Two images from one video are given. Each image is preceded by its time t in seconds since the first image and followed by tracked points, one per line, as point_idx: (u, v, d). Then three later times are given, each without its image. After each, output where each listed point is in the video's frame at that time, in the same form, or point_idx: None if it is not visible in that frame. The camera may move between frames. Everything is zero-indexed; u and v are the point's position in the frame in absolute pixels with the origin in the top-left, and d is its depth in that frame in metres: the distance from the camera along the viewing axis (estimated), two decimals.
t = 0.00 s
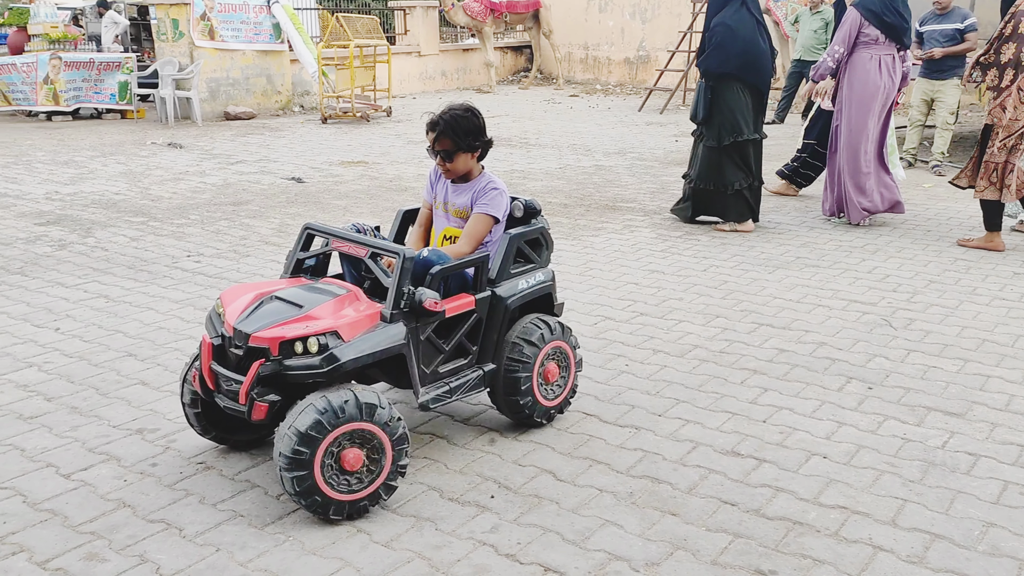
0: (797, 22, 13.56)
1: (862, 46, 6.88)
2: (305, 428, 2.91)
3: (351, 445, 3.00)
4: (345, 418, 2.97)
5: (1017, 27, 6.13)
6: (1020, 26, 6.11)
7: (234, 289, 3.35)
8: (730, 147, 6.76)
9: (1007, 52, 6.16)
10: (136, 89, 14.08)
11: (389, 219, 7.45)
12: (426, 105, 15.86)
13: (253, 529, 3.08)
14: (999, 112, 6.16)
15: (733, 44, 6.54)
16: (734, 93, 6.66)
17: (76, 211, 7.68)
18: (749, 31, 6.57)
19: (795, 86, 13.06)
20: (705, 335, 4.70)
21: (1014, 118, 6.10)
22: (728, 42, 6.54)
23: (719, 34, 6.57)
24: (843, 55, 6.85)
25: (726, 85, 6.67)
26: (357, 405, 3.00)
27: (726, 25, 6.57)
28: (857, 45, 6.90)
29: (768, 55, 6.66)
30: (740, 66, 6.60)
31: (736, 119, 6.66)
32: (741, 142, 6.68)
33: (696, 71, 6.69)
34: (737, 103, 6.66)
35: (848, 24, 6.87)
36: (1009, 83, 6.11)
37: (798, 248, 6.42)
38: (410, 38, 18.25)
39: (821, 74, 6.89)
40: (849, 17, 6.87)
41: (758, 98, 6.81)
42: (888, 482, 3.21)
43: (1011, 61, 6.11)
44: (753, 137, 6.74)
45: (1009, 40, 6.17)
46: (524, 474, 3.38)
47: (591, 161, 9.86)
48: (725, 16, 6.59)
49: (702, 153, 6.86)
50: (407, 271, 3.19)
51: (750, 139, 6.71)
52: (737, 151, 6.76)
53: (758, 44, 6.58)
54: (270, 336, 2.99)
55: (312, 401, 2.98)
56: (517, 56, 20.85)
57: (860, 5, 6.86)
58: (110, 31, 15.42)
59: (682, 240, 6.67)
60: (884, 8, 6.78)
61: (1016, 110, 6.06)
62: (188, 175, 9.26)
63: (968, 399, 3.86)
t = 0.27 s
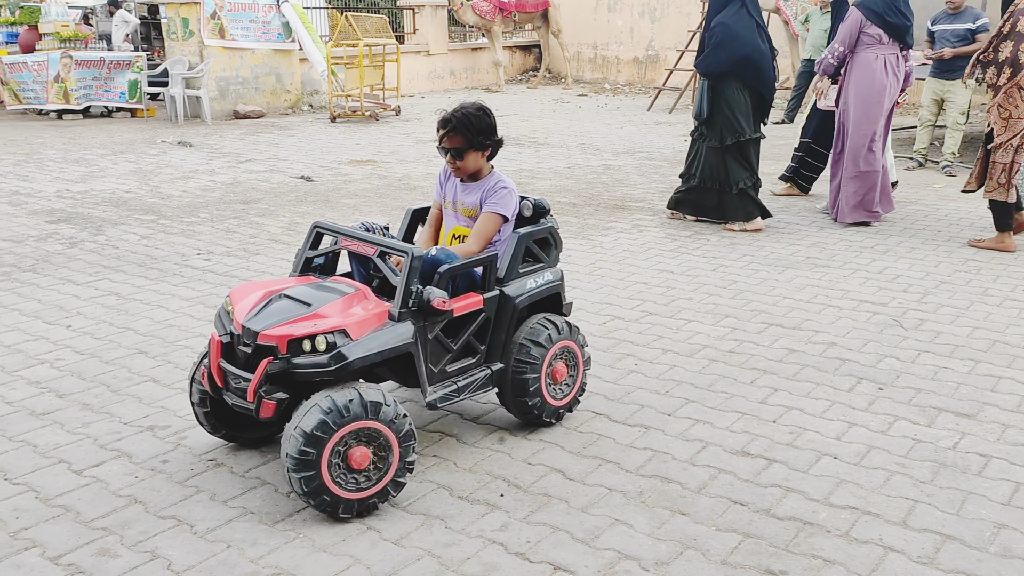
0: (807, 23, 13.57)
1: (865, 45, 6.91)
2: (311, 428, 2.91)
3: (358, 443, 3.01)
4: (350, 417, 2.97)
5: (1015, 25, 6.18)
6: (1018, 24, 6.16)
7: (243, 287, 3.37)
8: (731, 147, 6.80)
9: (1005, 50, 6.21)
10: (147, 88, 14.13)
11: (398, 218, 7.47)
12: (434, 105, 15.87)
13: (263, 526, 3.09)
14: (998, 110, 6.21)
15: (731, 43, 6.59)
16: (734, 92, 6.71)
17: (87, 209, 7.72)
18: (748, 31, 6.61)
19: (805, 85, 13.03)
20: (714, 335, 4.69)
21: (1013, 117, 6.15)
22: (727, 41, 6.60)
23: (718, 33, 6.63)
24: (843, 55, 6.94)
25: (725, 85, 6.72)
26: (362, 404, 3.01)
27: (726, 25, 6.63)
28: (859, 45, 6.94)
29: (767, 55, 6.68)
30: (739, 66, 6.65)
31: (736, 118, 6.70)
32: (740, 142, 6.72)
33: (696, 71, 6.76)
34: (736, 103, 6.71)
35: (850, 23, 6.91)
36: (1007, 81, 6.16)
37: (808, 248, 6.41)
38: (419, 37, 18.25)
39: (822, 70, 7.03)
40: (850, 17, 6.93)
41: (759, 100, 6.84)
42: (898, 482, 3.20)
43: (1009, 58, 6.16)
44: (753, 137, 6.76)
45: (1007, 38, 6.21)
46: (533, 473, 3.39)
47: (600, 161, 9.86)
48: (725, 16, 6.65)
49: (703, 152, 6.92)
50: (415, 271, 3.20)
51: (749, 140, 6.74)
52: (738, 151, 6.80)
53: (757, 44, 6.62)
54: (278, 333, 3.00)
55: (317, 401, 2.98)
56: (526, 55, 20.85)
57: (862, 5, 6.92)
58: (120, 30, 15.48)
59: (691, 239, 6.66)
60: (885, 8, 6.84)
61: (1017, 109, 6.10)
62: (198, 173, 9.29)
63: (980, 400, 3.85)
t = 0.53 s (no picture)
0: (813, 23, 13.61)
1: (865, 46, 6.91)
2: (313, 429, 2.91)
3: (362, 444, 3.01)
4: (352, 417, 2.96)
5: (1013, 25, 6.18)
6: (1017, 24, 6.16)
7: (249, 286, 3.38)
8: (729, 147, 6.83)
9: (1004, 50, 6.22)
10: (153, 87, 14.15)
11: (403, 217, 7.48)
12: (440, 104, 15.88)
13: (270, 524, 3.10)
14: (998, 111, 6.22)
15: (731, 43, 6.60)
16: (732, 93, 6.73)
17: (94, 208, 7.73)
18: (749, 32, 6.62)
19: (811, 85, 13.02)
20: (721, 335, 4.69)
21: (1012, 118, 6.19)
22: (727, 41, 6.60)
23: (718, 33, 6.64)
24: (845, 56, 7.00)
25: (724, 85, 6.74)
26: (364, 404, 3.00)
27: (726, 25, 6.63)
28: (859, 46, 6.94)
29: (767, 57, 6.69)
30: (738, 66, 6.67)
31: (734, 119, 6.73)
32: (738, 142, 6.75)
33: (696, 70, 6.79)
34: (735, 103, 6.74)
35: (850, 25, 6.94)
36: (1005, 82, 6.19)
37: (814, 248, 6.40)
38: (424, 37, 18.23)
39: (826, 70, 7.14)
40: (851, 19, 6.96)
41: (758, 100, 6.89)
42: (905, 483, 3.20)
43: (1008, 59, 6.18)
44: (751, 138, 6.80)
45: (1006, 38, 6.22)
46: (539, 473, 3.39)
47: (605, 161, 9.86)
48: (726, 16, 6.66)
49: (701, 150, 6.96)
50: (419, 270, 3.20)
51: (748, 140, 6.77)
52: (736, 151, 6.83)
53: (757, 45, 6.62)
54: (283, 333, 3.00)
55: (319, 402, 2.97)
56: (531, 55, 20.85)
57: (863, 7, 6.93)
58: (126, 29, 15.51)
59: (697, 240, 6.66)
60: (885, 9, 6.84)
61: (1017, 109, 6.12)
62: (204, 172, 9.31)
63: (987, 401, 3.84)
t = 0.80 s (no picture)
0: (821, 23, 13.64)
1: (865, 49, 6.96)
2: (317, 432, 2.91)
3: (367, 444, 3.01)
4: (354, 418, 2.97)
5: (1011, 26, 6.21)
6: (1015, 25, 6.19)
7: (255, 285, 3.39)
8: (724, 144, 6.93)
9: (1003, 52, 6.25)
10: (161, 87, 14.19)
11: (411, 217, 7.49)
12: (447, 104, 15.89)
13: (279, 522, 3.11)
14: (999, 113, 6.26)
15: (729, 42, 6.70)
16: (729, 91, 6.83)
17: (103, 207, 7.76)
18: (748, 31, 6.70)
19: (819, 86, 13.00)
20: (729, 336, 4.69)
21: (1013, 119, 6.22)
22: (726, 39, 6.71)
23: (718, 30, 6.74)
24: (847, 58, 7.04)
25: (722, 82, 6.83)
26: (365, 404, 3.00)
27: (726, 22, 6.73)
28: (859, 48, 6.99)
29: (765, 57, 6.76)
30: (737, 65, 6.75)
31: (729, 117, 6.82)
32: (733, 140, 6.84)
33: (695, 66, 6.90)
34: (732, 101, 6.83)
35: (851, 27, 6.99)
36: (1004, 83, 6.22)
37: (823, 249, 6.39)
38: (432, 37, 18.24)
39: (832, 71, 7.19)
40: (853, 21, 7.00)
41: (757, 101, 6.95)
42: (915, 484, 3.19)
43: (1007, 60, 6.21)
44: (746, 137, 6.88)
45: (1003, 40, 6.26)
46: (548, 472, 3.39)
47: (613, 161, 9.86)
48: (727, 14, 6.75)
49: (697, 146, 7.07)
50: (426, 270, 3.20)
51: (743, 139, 6.86)
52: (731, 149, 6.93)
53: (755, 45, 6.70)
54: (289, 332, 3.01)
55: (320, 404, 2.98)
56: (539, 55, 20.85)
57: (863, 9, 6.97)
58: (136, 29, 15.56)
59: (705, 240, 6.65)
60: (886, 11, 6.87)
61: (1018, 111, 6.16)
62: (213, 171, 9.34)
63: (997, 403, 3.83)
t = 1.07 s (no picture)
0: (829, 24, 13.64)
1: (864, 49, 6.99)
2: (318, 436, 2.91)
3: (371, 444, 3.01)
4: (355, 420, 2.96)
5: (1010, 30, 6.23)
6: (1014, 29, 6.21)
7: (261, 284, 3.41)
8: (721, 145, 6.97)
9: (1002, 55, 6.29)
10: (170, 86, 14.23)
11: (419, 217, 7.51)
12: (455, 104, 15.90)
13: (289, 520, 3.12)
14: (999, 116, 6.32)
15: (730, 42, 6.74)
16: (728, 91, 6.86)
17: (112, 206, 7.80)
18: (749, 33, 6.74)
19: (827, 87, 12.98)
20: (737, 337, 4.69)
21: (1013, 122, 6.27)
22: (726, 40, 6.75)
23: (720, 31, 6.77)
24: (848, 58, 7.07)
25: (722, 83, 6.87)
26: (366, 405, 2.99)
27: (728, 23, 6.76)
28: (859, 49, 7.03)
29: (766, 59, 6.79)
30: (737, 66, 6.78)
31: (728, 117, 6.86)
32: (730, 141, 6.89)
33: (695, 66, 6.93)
34: (731, 103, 6.86)
35: (852, 27, 7.04)
36: (1003, 86, 6.28)
37: (831, 250, 6.38)
38: (440, 37, 18.27)
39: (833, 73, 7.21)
40: (854, 21, 7.04)
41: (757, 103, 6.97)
42: (924, 486, 3.19)
43: (1006, 64, 6.25)
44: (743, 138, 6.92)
45: (1002, 43, 6.29)
46: (557, 472, 3.40)
47: (621, 161, 9.86)
48: (728, 15, 6.78)
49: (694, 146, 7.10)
50: (431, 271, 3.21)
51: (740, 140, 6.90)
52: (727, 149, 6.97)
53: (756, 47, 6.74)
54: (294, 332, 3.02)
55: (321, 408, 2.97)
56: (546, 56, 20.86)
57: (864, 9, 7.00)
58: (144, 28, 15.61)
59: (713, 241, 6.65)
60: (886, 12, 6.89)
61: (1017, 114, 6.22)
62: (222, 171, 9.37)
63: (1006, 405, 3.82)
